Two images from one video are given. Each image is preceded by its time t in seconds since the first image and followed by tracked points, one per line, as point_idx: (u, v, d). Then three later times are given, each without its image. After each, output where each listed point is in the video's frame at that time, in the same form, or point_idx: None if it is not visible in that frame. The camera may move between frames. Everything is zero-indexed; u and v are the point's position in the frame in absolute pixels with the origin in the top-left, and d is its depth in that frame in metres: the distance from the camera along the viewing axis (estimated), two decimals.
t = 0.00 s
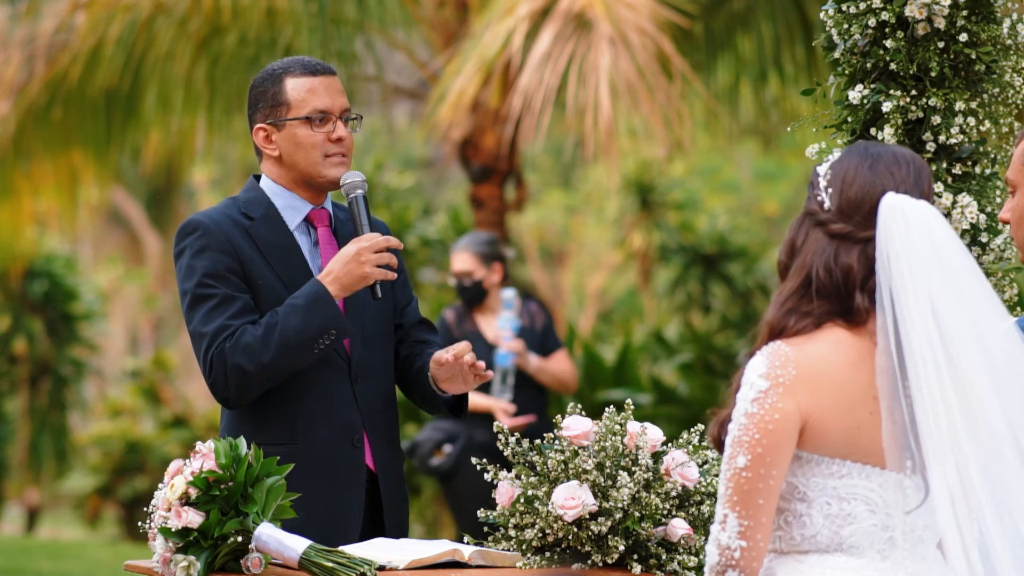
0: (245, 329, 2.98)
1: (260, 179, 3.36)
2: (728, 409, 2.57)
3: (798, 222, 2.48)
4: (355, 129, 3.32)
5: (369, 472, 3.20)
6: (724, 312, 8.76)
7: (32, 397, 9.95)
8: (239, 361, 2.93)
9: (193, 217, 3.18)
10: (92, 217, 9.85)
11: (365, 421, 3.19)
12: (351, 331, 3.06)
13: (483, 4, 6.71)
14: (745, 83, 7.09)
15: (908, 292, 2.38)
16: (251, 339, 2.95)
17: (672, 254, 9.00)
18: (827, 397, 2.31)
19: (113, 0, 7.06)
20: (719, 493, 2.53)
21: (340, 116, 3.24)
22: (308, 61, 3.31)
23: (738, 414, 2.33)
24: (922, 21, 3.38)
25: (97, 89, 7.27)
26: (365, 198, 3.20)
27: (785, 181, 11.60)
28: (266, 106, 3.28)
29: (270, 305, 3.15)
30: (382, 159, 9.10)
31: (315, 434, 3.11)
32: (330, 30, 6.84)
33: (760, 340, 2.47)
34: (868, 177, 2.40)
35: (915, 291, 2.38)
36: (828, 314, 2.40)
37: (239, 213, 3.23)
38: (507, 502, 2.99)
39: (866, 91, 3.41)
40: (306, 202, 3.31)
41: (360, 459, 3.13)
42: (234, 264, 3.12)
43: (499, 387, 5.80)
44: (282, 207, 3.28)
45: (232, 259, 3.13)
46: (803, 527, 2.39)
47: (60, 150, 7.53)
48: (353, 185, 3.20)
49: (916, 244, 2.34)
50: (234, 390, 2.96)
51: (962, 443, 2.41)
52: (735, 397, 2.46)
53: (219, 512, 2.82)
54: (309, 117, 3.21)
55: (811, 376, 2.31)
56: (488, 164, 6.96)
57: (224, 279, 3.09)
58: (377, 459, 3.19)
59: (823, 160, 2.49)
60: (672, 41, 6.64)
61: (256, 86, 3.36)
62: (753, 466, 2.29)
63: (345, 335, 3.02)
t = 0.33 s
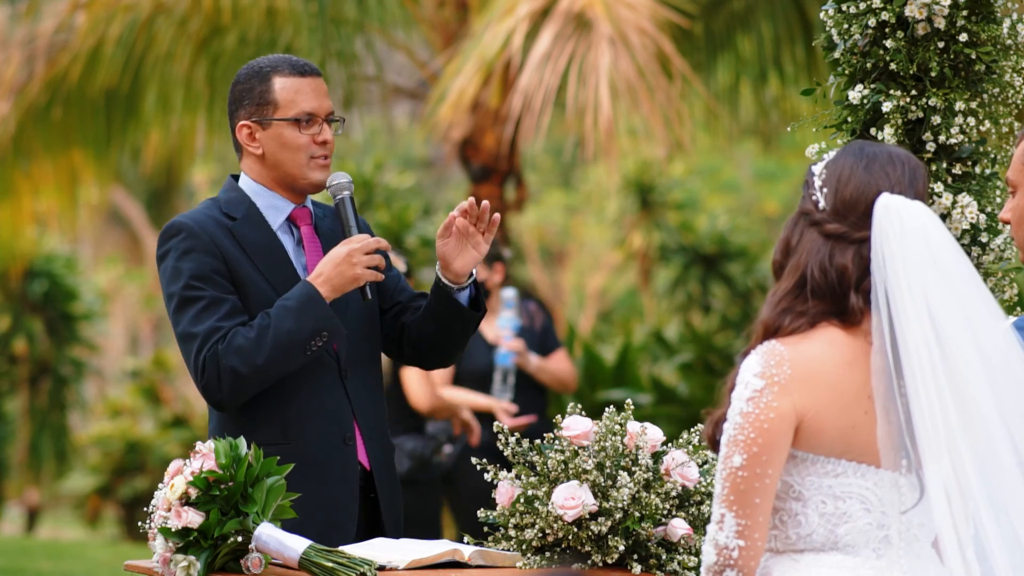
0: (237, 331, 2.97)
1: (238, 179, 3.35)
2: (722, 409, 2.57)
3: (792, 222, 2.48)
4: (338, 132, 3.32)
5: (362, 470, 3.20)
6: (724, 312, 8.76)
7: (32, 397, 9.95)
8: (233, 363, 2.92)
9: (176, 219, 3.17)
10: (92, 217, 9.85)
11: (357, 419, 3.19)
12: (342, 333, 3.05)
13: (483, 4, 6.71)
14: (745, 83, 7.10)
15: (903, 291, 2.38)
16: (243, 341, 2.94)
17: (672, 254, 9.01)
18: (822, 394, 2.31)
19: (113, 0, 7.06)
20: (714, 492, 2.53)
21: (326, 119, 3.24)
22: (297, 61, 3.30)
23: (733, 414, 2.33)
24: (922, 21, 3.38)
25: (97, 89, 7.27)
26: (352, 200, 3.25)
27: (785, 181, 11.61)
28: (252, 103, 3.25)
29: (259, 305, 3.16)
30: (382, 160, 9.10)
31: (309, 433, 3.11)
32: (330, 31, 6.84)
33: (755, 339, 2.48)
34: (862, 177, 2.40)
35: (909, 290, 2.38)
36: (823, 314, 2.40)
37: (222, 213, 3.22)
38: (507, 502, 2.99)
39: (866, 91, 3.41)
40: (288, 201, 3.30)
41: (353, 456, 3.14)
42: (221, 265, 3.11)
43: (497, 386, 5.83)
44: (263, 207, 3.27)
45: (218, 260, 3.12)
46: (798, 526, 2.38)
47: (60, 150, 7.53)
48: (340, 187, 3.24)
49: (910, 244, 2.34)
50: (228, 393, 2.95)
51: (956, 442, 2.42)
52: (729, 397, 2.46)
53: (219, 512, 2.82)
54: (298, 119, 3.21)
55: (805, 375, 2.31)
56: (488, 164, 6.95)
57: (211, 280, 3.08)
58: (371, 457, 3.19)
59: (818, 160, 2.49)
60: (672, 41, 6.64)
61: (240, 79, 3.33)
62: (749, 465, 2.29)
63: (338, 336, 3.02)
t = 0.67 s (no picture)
0: (204, 341, 2.94)
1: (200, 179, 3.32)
2: (718, 409, 2.57)
3: (787, 222, 2.48)
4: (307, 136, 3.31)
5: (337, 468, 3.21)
6: (724, 312, 8.76)
7: (33, 397, 9.95)
8: (199, 374, 2.90)
9: (138, 224, 3.13)
10: (92, 218, 9.84)
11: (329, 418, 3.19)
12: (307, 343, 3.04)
13: (483, 3, 6.71)
14: (745, 83, 7.10)
15: (899, 292, 2.38)
16: (210, 352, 2.92)
17: (672, 254, 9.02)
18: (817, 395, 2.31)
19: (113, 0, 7.06)
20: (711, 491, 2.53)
21: (297, 124, 3.23)
22: (271, 63, 3.27)
23: (729, 415, 2.32)
24: (922, 21, 3.38)
25: (97, 89, 7.26)
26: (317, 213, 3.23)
27: (785, 181, 11.62)
28: (223, 104, 3.21)
29: (224, 309, 3.12)
30: (382, 159, 9.10)
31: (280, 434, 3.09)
32: (330, 31, 6.86)
33: (750, 340, 2.48)
34: (857, 177, 2.40)
35: (906, 290, 2.39)
36: (819, 314, 2.40)
37: (184, 217, 3.19)
38: (507, 502, 2.99)
39: (866, 91, 3.41)
40: (253, 203, 3.28)
41: (326, 456, 3.13)
42: (184, 270, 3.08)
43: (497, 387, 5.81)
44: (227, 209, 3.25)
45: (181, 266, 3.08)
46: (796, 526, 2.38)
47: (60, 150, 7.52)
48: (305, 198, 3.22)
49: (906, 244, 2.34)
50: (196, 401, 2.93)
51: (953, 441, 2.42)
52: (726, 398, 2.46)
53: (219, 512, 2.81)
54: (271, 125, 3.19)
55: (801, 375, 2.31)
56: (488, 164, 6.97)
57: (173, 286, 3.04)
58: (345, 455, 3.20)
59: (813, 160, 2.49)
60: (672, 41, 6.63)
61: (211, 74, 3.28)
62: (745, 465, 2.29)
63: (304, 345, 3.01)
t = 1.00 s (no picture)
0: (171, 345, 2.93)
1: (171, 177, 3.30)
2: (717, 410, 2.57)
3: (787, 222, 2.48)
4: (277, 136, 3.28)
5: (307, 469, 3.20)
6: (724, 311, 8.76)
7: (32, 397, 9.95)
8: (166, 379, 2.89)
9: (107, 225, 3.10)
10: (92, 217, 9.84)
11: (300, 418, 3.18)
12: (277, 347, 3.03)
13: (483, 3, 6.71)
14: (745, 83, 7.10)
15: (898, 292, 2.38)
16: (179, 356, 2.90)
17: (672, 254, 9.02)
18: (817, 396, 2.31)
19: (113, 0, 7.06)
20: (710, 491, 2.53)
21: (267, 126, 3.20)
22: (242, 62, 3.23)
23: (729, 414, 2.32)
24: (922, 21, 3.38)
25: (97, 89, 7.27)
26: (287, 213, 3.24)
27: (785, 181, 11.62)
28: (193, 104, 3.17)
29: (194, 311, 3.10)
30: (382, 159, 9.10)
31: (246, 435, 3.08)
32: (330, 31, 6.95)
33: (750, 340, 2.47)
34: (857, 177, 2.40)
35: (905, 291, 2.39)
36: (818, 314, 2.40)
37: (153, 217, 3.16)
38: (507, 502, 2.99)
39: (866, 91, 3.41)
40: (222, 202, 3.25)
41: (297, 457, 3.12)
42: (154, 273, 3.05)
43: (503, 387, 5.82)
44: (196, 209, 3.22)
45: (151, 269, 3.06)
46: (795, 526, 2.38)
47: (60, 150, 7.53)
48: (275, 199, 3.23)
49: (905, 244, 2.35)
50: (165, 406, 2.92)
51: (953, 442, 2.42)
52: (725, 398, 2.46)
53: (219, 512, 2.81)
54: (240, 126, 3.15)
55: (801, 375, 2.31)
56: (488, 164, 6.97)
57: (143, 289, 3.02)
58: (316, 456, 3.19)
59: (811, 160, 2.49)
60: (672, 41, 6.63)
61: (179, 73, 3.23)
62: (744, 466, 2.29)
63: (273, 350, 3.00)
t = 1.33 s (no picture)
0: (137, 352, 2.93)
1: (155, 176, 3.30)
2: (719, 410, 2.57)
3: (787, 222, 2.48)
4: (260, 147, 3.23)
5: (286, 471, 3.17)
6: (724, 311, 8.76)
7: (32, 397, 9.93)
8: (129, 387, 2.89)
9: (86, 226, 3.10)
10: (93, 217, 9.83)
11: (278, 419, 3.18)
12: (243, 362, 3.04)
13: (483, 3, 6.70)
14: (745, 83, 7.11)
15: (899, 291, 2.38)
16: (143, 364, 2.90)
17: (672, 254, 9.03)
18: (818, 397, 2.31)
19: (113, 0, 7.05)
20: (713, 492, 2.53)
21: (247, 139, 3.16)
22: (229, 71, 3.17)
23: (730, 416, 2.33)
24: (922, 21, 3.38)
25: (97, 89, 7.27)
26: (261, 227, 3.24)
27: (785, 181, 11.62)
28: (175, 108, 3.15)
29: (168, 315, 3.10)
30: (382, 159, 9.09)
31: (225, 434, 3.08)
32: (330, 31, 6.96)
33: (751, 341, 2.48)
34: (857, 177, 2.40)
35: (905, 291, 2.38)
36: (819, 315, 2.40)
37: (134, 216, 3.16)
38: (507, 502, 2.99)
39: (866, 91, 3.41)
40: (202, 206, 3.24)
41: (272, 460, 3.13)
42: (129, 275, 3.05)
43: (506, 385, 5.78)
44: (177, 209, 3.22)
45: (127, 271, 3.05)
46: (797, 527, 2.39)
47: (60, 150, 7.52)
48: (252, 212, 3.24)
49: (905, 244, 2.35)
50: (131, 412, 2.92)
51: (954, 442, 2.42)
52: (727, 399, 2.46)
53: (219, 512, 2.80)
54: (218, 138, 3.11)
55: (802, 376, 2.31)
56: (488, 164, 6.97)
57: (117, 292, 3.02)
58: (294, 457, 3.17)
59: (812, 161, 2.49)
60: (672, 41, 6.62)
61: (168, 74, 3.21)
62: (746, 467, 2.29)
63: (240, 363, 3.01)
